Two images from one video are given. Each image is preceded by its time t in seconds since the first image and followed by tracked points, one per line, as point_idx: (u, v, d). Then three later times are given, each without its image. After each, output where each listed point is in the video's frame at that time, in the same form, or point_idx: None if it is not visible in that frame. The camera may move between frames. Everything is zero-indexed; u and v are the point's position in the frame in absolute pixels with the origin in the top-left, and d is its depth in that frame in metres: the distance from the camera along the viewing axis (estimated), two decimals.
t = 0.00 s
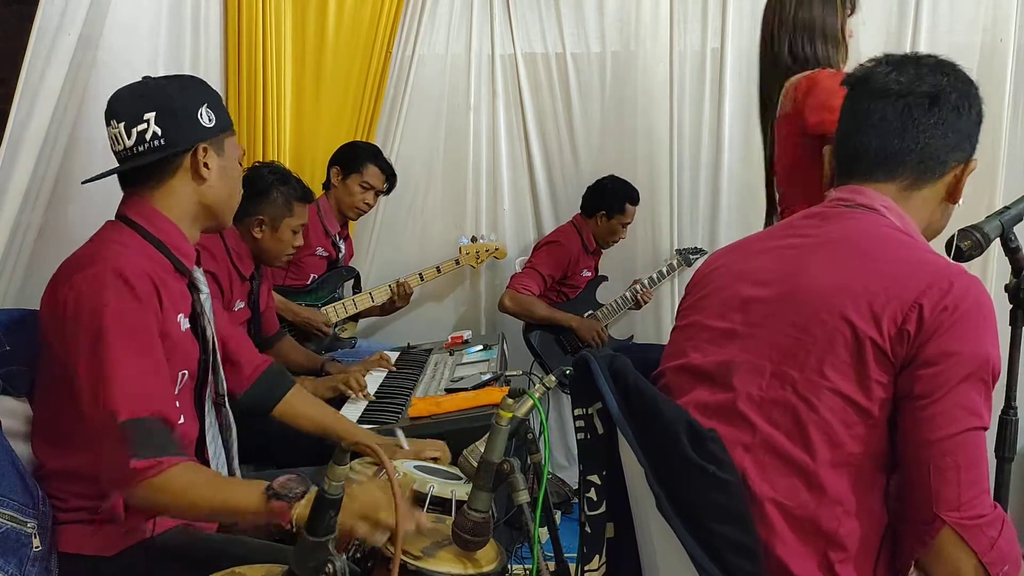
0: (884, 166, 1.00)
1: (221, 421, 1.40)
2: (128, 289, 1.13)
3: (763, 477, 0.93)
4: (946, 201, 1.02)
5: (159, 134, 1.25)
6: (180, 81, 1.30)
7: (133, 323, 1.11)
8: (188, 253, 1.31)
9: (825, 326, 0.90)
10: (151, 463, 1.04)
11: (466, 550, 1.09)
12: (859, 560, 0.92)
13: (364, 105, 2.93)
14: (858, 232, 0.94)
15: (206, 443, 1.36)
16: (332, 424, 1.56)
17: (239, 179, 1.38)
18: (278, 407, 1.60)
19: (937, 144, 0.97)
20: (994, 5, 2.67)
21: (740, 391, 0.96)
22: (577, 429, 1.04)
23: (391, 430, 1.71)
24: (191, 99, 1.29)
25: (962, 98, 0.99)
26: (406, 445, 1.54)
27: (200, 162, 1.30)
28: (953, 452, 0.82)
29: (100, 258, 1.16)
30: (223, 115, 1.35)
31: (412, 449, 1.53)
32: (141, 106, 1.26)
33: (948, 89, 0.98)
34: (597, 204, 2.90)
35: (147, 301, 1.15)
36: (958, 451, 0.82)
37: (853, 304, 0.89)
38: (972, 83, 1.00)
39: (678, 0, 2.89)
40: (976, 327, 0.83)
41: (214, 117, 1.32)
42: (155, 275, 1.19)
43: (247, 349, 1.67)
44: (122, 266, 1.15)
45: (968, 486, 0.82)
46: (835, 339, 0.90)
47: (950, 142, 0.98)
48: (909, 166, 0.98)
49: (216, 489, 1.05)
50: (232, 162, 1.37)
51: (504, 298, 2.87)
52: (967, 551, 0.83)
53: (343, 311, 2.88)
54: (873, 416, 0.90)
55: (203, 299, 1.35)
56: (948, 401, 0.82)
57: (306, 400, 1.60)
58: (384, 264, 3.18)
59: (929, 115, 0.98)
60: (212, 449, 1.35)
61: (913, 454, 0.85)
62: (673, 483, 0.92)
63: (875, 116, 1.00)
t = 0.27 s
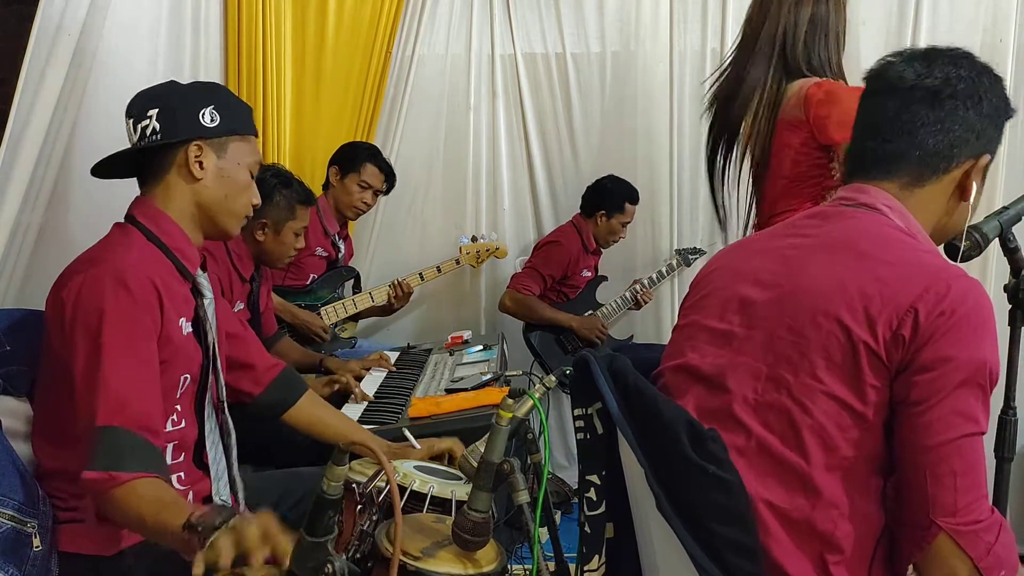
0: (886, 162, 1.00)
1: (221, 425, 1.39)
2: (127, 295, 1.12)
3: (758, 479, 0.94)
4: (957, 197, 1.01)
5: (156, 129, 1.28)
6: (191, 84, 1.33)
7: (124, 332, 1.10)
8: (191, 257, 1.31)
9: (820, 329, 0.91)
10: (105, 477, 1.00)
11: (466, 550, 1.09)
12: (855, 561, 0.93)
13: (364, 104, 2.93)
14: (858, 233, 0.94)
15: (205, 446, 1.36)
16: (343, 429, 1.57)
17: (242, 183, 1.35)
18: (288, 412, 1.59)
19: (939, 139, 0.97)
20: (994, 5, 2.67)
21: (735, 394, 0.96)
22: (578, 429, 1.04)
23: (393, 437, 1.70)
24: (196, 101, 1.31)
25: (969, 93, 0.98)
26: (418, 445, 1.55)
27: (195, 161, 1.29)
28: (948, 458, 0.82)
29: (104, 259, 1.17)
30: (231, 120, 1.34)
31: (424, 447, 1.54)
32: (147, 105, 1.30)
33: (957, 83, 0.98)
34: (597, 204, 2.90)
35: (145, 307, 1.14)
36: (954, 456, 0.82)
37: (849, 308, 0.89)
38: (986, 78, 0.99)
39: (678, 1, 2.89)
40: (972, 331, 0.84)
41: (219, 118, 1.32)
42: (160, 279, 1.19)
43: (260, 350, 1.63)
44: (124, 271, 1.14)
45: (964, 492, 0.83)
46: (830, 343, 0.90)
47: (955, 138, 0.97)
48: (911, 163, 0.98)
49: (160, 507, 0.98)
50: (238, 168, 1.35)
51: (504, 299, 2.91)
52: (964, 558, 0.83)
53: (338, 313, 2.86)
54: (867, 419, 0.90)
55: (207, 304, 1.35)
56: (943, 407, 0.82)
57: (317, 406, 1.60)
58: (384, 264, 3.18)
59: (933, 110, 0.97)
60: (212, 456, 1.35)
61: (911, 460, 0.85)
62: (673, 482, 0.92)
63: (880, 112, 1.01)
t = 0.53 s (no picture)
0: (884, 160, 1.01)
1: (220, 427, 1.40)
2: (128, 292, 1.13)
3: (756, 480, 0.94)
4: (960, 193, 0.99)
5: (157, 128, 1.29)
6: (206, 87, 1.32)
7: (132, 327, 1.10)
8: (184, 259, 1.29)
9: (818, 331, 0.91)
10: (160, 465, 1.02)
11: (466, 550, 1.09)
12: (853, 563, 0.93)
13: (364, 104, 2.93)
14: (859, 234, 0.94)
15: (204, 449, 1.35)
16: (342, 431, 1.56)
17: (233, 191, 1.31)
18: (287, 410, 1.59)
19: (936, 137, 0.96)
20: (994, 4, 2.66)
21: (734, 395, 0.96)
22: (578, 429, 1.05)
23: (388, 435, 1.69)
24: (201, 103, 1.29)
25: (970, 88, 0.97)
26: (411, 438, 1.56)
27: (184, 164, 1.27)
28: (948, 462, 0.82)
29: (96, 261, 1.17)
30: (233, 126, 1.31)
31: (417, 439, 1.55)
32: (156, 102, 1.31)
33: (958, 79, 0.97)
34: (597, 203, 2.89)
35: (147, 301, 1.15)
36: (953, 460, 0.82)
37: (848, 310, 0.89)
38: (991, 73, 0.98)
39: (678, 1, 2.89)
40: (971, 335, 0.83)
41: (219, 123, 1.29)
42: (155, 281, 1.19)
43: (259, 347, 1.63)
44: (116, 267, 1.15)
45: (962, 495, 0.83)
46: (829, 344, 0.90)
47: (953, 135, 0.96)
48: (908, 163, 0.99)
49: (225, 471, 1.02)
50: (229, 175, 1.30)
51: (504, 299, 2.88)
52: (962, 562, 0.84)
53: (338, 312, 2.85)
54: (866, 420, 0.90)
55: (202, 307, 1.35)
56: (940, 411, 0.82)
57: (317, 408, 1.59)
58: (384, 264, 3.18)
59: (931, 107, 0.97)
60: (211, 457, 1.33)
61: (909, 463, 0.85)
62: (673, 483, 0.92)
63: (883, 109, 1.02)
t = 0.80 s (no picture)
0: (887, 160, 1.02)
1: (218, 429, 1.40)
2: (120, 295, 1.13)
3: (756, 480, 0.94)
4: (963, 196, 0.99)
5: (158, 129, 1.29)
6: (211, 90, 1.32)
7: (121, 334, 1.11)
8: (183, 261, 1.30)
9: (819, 331, 0.91)
10: (147, 469, 1.05)
11: (465, 550, 1.09)
12: (853, 563, 0.93)
13: (364, 104, 2.93)
14: (860, 235, 0.94)
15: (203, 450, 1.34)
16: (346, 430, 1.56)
17: (229, 194, 1.29)
18: (291, 409, 1.59)
19: (938, 136, 0.97)
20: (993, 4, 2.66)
21: (734, 395, 0.96)
22: (577, 429, 1.05)
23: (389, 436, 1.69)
24: (201, 104, 1.29)
25: (976, 90, 0.97)
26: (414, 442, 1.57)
27: (181, 164, 1.27)
28: (947, 464, 0.82)
29: (94, 261, 1.17)
30: (232, 128, 1.30)
31: (419, 444, 1.56)
32: (160, 102, 1.31)
33: (964, 80, 0.98)
34: (596, 203, 2.89)
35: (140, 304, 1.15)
36: (953, 462, 0.82)
37: (848, 310, 0.90)
38: (1000, 77, 0.99)
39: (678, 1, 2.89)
40: (971, 336, 0.83)
41: (217, 124, 1.28)
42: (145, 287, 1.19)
43: (261, 347, 1.63)
44: (110, 270, 1.15)
45: (962, 497, 0.83)
46: (829, 345, 0.90)
47: (955, 134, 0.96)
48: (910, 163, 0.99)
49: (211, 483, 1.06)
50: (226, 177, 1.29)
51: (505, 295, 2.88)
52: (962, 563, 0.84)
53: (338, 312, 2.86)
54: (866, 421, 0.90)
55: (201, 308, 1.35)
56: (940, 412, 0.82)
57: (323, 409, 1.59)
58: (384, 263, 3.18)
59: (934, 107, 0.98)
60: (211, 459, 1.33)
61: (909, 465, 0.85)
62: (673, 483, 0.92)
63: (891, 110, 1.03)
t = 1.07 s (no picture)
0: (887, 161, 1.02)
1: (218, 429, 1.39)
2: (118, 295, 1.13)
3: (758, 479, 0.94)
4: (962, 196, 0.99)
5: (162, 129, 1.29)
6: (214, 92, 1.32)
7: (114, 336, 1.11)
8: (184, 260, 1.29)
9: (820, 330, 0.91)
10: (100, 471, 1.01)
11: (465, 550, 1.09)
12: (854, 562, 0.93)
13: (364, 104, 2.93)
14: (862, 235, 0.94)
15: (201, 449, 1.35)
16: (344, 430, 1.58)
17: (229, 197, 1.28)
18: (292, 409, 1.59)
19: (937, 136, 0.97)
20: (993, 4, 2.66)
21: (736, 394, 0.96)
22: (577, 428, 1.05)
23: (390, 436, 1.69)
24: (202, 107, 1.29)
25: (976, 90, 0.97)
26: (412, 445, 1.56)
27: (181, 166, 1.27)
28: (948, 461, 0.82)
29: (94, 262, 1.17)
30: (234, 130, 1.29)
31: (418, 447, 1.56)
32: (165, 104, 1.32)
33: (963, 81, 0.98)
34: (595, 203, 2.90)
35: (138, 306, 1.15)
36: (954, 459, 0.82)
37: (850, 310, 0.90)
38: (999, 76, 0.98)
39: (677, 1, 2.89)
40: (974, 334, 0.83)
41: (218, 127, 1.28)
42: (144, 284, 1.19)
43: (260, 347, 1.62)
44: (113, 272, 1.15)
45: (963, 495, 0.83)
46: (830, 344, 0.90)
47: (954, 134, 0.97)
48: (909, 163, 0.99)
49: (149, 487, 1.01)
50: (226, 179, 1.28)
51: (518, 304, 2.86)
52: (963, 561, 0.84)
53: (343, 311, 2.87)
54: (867, 419, 0.90)
55: (201, 308, 1.34)
56: (942, 410, 0.82)
57: (319, 405, 1.60)
58: (385, 263, 3.18)
59: (933, 108, 0.98)
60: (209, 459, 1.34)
61: (910, 463, 0.85)
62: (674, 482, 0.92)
63: (892, 113, 1.04)
